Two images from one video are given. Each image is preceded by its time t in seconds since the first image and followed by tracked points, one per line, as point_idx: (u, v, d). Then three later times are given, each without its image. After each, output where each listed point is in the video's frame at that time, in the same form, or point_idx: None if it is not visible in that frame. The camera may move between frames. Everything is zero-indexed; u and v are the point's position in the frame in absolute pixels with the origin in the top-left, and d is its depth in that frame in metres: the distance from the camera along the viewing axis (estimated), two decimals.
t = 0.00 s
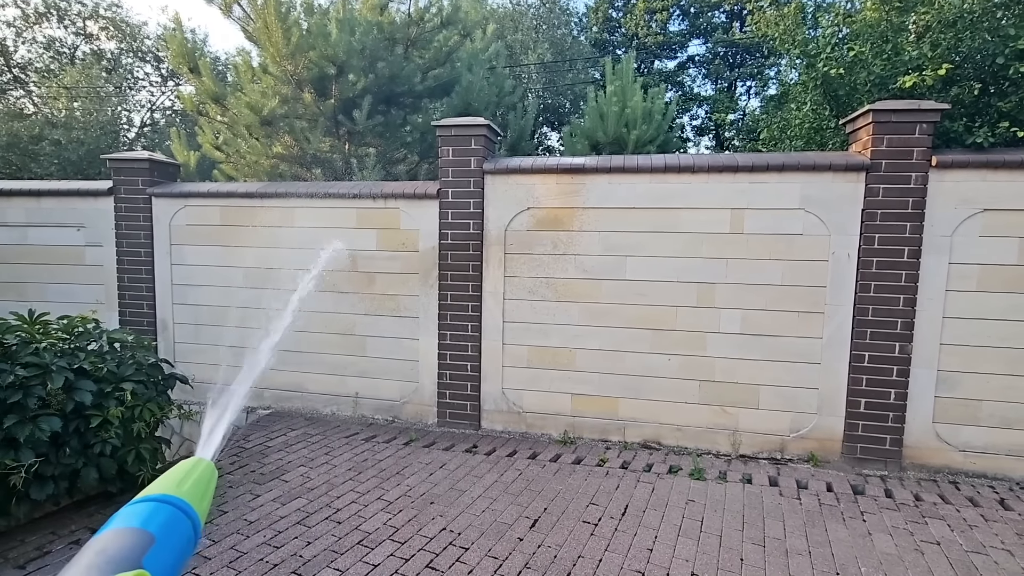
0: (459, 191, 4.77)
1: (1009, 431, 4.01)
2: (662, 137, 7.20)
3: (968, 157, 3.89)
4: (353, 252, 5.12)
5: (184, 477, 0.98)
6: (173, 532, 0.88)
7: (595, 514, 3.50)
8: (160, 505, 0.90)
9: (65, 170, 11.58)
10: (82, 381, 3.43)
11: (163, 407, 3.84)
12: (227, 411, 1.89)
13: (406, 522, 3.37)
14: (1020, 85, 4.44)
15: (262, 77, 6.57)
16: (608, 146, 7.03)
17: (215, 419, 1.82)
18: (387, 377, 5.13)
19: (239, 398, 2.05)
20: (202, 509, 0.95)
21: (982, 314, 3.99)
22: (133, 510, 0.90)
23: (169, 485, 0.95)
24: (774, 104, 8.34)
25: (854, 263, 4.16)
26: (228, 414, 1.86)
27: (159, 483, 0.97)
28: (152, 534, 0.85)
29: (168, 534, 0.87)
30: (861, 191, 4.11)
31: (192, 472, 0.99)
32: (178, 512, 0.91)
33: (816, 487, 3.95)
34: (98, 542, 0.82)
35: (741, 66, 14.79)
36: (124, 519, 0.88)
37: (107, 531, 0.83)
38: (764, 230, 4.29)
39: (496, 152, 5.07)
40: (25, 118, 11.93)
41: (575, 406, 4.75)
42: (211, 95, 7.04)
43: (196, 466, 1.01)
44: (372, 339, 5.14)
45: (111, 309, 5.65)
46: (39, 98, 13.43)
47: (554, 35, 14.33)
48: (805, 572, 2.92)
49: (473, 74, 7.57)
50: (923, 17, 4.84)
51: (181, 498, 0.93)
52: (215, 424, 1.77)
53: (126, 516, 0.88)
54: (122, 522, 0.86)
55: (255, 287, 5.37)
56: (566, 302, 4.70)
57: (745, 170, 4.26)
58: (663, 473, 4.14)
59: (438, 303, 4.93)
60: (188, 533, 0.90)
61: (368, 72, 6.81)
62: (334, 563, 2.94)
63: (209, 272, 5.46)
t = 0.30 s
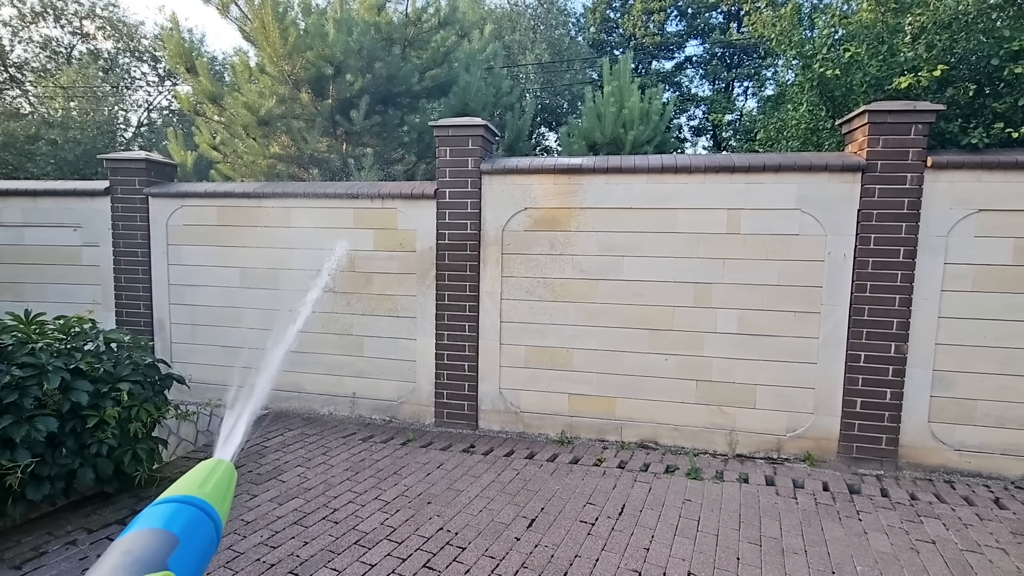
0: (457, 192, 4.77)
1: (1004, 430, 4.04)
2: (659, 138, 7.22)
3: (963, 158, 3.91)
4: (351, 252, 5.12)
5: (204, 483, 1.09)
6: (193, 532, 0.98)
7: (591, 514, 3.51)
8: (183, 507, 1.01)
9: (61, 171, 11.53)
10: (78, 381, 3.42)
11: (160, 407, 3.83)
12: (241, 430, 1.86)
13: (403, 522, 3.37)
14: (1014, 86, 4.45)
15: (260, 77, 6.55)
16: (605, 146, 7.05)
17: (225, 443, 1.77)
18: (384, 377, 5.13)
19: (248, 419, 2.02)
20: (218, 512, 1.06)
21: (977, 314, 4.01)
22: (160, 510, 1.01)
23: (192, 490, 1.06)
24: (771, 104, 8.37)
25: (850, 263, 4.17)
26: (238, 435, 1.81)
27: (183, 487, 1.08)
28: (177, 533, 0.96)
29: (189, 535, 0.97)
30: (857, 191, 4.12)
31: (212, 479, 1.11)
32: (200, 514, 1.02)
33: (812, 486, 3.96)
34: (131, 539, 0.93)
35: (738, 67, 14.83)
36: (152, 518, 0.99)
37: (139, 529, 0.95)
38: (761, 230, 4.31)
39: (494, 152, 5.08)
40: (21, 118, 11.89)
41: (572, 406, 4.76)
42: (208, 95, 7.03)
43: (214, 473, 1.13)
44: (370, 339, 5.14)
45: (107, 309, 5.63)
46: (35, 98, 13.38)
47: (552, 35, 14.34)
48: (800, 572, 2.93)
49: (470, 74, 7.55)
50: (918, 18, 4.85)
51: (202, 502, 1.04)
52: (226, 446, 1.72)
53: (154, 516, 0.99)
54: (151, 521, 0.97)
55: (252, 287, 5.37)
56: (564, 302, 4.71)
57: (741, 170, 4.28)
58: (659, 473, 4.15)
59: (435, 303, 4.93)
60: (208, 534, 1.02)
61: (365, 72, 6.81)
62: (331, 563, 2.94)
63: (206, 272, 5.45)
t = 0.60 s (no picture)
0: (449, 192, 4.77)
1: (989, 429, 4.09)
2: (651, 139, 7.25)
3: (949, 160, 3.96)
4: (343, 252, 5.10)
5: (243, 480, 0.97)
6: (234, 537, 0.86)
7: (583, 514, 3.52)
8: (219, 510, 0.89)
9: (49, 170, 11.35)
10: (66, 383, 3.39)
11: (150, 409, 3.80)
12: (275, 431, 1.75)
13: (395, 523, 3.37)
14: (999, 89, 4.51)
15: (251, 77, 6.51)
16: (597, 147, 7.08)
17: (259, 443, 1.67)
18: (377, 378, 5.12)
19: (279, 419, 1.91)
20: (260, 513, 0.94)
21: (963, 315, 4.06)
22: (194, 513, 0.89)
23: (228, 489, 0.94)
24: (763, 106, 8.43)
25: (839, 264, 4.22)
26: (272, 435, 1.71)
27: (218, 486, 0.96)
28: (216, 538, 0.84)
29: (229, 540, 0.85)
30: (846, 193, 4.17)
31: (251, 475, 0.99)
32: (240, 517, 0.90)
33: (801, 485, 4.00)
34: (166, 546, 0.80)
35: (730, 69, 14.92)
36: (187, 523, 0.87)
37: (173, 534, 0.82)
38: (752, 231, 4.34)
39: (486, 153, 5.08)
40: (9, 116, 11.74)
41: (565, 406, 4.77)
42: (199, 95, 6.98)
43: (254, 470, 1.00)
44: (362, 340, 5.12)
45: (96, 310, 5.57)
46: (23, 96, 13.22)
47: (545, 36, 14.37)
48: (790, 570, 2.95)
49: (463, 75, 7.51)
50: (905, 22, 4.88)
51: (241, 502, 0.92)
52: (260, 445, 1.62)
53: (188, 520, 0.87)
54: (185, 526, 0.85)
55: (243, 287, 5.34)
56: (556, 302, 4.72)
57: (732, 172, 4.31)
58: (651, 473, 4.17)
59: (428, 304, 4.93)
60: (249, 538, 0.89)
61: (357, 72, 6.78)
62: (322, 564, 2.93)
63: (196, 272, 5.41)
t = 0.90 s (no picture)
0: (439, 193, 4.76)
1: (973, 428, 4.16)
2: (642, 141, 7.27)
3: (933, 163, 4.03)
4: (333, 252, 5.07)
5: (285, 486, 0.91)
6: (281, 544, 0.81)
7: (573, 514, 3.53)
8: (262, 517, 0.84)
9: (35, 168, 11.28)
10: (50, 385, 3.35)
11: (137, 411, 3.74)
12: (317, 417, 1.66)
13: (385, 524, 3.36)
14: (982, 94, 4.58)
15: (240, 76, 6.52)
16: (588, 148, 7.10)
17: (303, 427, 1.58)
18: (367, 379, 5.10)
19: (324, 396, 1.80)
20: (305, 521, 0.88)
21: (947, 315, 4.12)
22: (237, 521, 0.83)
23: (269, 496, 0.89)
24: (752, 108, 8.50)
25: (826, 266, 4.26)
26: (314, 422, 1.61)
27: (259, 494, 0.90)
28: (262, 546, 0.78)
29: (276, 547, 0.79)
30: (833, 195, 4.22)
31: (292, 482, 0.93)
32: (285, 524, 0.84)
33: (789, 484, 4.04)
34: (211, 557, 0.75)
35: (720, 72, 15.01)
36: (231, 532, 0.81)
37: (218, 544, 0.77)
38: (741, 233, 4.38)
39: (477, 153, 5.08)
40: None
41: (555, 407, 4.78)
42: (187, 93, 6.92)
43: (294, 477, 0.95)
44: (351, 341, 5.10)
45: (81, 311, 5.50)
46: (7, 93, 13.02)
47: (537, 37, 14.38)
48: (777, 569, 2.98)
49: (454, 75, 7.51)
50: (891, 27, 4.97)
51: (284, 508, 0.86)
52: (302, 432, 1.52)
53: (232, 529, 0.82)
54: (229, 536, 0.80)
55: (232, 287, 5.29)
56: (546, 303, 4.73)
57: (721, 174, 4.34)
58: (641, 473, 4.19)
59: (418, 305, 4.91)
60: (295, 547, 0.83)
61: (348, 72, 6.75)
62: (310, 566, 2.91)
63: (183, 272, 5.35)
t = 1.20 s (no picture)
0: (420, 192, 4.74)
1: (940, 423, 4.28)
2: (622, 141, 7.32)
3: (903, 165, 4.14)
4: (312, 251, 5.01)
5: (327, 489, 0.95)
6: (327, 544, 0.84)
7: (553, 512, 3.55)
8: (309, 517, 0.87)
9: None
10: (15, 387, 3.25)
11: (107, 413, 3.65)
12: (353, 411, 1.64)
13: (365, 525, 3.33)
14: (950, 99, 4.70)
15: (216, 71, 6.36)
16: (569, 148, 7.12)
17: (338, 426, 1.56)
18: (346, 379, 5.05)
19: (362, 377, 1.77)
20: (348, 521, 0.92)
21: (916, 314, 4.24)
22: (284, 520, 0.87)
23: (313, 497, 0.92)
24: (730, 110, 8.63)
25: (800, 265, 4.35)
26: (352, 419, 1.58)
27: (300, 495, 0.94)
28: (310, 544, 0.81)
29: (322, 548, 0.83)
30: (807, 196, 4.30)
31: (333, 484, 0.97)
32: (329, 524, 0.88)
33: (765, 480, 4.12)
34: (261, 557, 0.78)
35: (699, 74, 15.17)
36: (280, 531, 0.85)
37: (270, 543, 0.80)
38: (718, 233, 4.44)
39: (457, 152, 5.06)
40: None
41: (536, 406, 4.80)
42: (160, 88, 6.77)
43: (336, 477, 0.98)
44: (330, 341, 5.05)
45: (49, 311, 5.34)
46: None
47: (518, 37, 14.38)
48: (753, 563, 3.04)
49: (434, 73, 7.47)
50: (863, 33, 5.07)
51: (329, 509, 0.90)
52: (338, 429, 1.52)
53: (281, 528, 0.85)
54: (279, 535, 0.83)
55: (206, 287, 5.19)
56: (527, 302, 4.73)
57: (699, 174, 4.41)
58: (621, 471, 4.22)
59: (398, 305, 4.88)
60: (340, 546, 0.87)
61: (326, 68, 6.66)
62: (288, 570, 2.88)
63: (156, 272, 5.23)
